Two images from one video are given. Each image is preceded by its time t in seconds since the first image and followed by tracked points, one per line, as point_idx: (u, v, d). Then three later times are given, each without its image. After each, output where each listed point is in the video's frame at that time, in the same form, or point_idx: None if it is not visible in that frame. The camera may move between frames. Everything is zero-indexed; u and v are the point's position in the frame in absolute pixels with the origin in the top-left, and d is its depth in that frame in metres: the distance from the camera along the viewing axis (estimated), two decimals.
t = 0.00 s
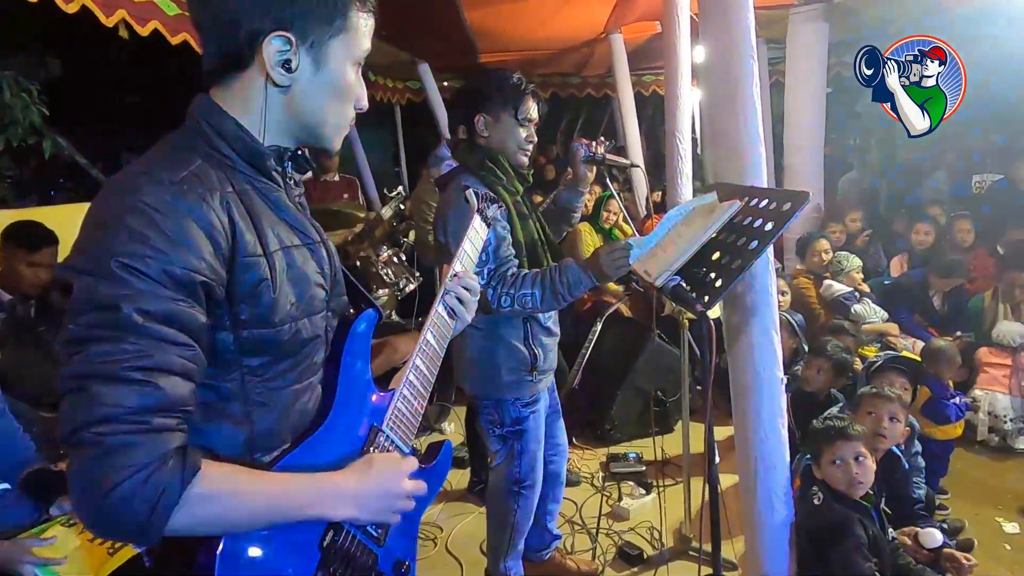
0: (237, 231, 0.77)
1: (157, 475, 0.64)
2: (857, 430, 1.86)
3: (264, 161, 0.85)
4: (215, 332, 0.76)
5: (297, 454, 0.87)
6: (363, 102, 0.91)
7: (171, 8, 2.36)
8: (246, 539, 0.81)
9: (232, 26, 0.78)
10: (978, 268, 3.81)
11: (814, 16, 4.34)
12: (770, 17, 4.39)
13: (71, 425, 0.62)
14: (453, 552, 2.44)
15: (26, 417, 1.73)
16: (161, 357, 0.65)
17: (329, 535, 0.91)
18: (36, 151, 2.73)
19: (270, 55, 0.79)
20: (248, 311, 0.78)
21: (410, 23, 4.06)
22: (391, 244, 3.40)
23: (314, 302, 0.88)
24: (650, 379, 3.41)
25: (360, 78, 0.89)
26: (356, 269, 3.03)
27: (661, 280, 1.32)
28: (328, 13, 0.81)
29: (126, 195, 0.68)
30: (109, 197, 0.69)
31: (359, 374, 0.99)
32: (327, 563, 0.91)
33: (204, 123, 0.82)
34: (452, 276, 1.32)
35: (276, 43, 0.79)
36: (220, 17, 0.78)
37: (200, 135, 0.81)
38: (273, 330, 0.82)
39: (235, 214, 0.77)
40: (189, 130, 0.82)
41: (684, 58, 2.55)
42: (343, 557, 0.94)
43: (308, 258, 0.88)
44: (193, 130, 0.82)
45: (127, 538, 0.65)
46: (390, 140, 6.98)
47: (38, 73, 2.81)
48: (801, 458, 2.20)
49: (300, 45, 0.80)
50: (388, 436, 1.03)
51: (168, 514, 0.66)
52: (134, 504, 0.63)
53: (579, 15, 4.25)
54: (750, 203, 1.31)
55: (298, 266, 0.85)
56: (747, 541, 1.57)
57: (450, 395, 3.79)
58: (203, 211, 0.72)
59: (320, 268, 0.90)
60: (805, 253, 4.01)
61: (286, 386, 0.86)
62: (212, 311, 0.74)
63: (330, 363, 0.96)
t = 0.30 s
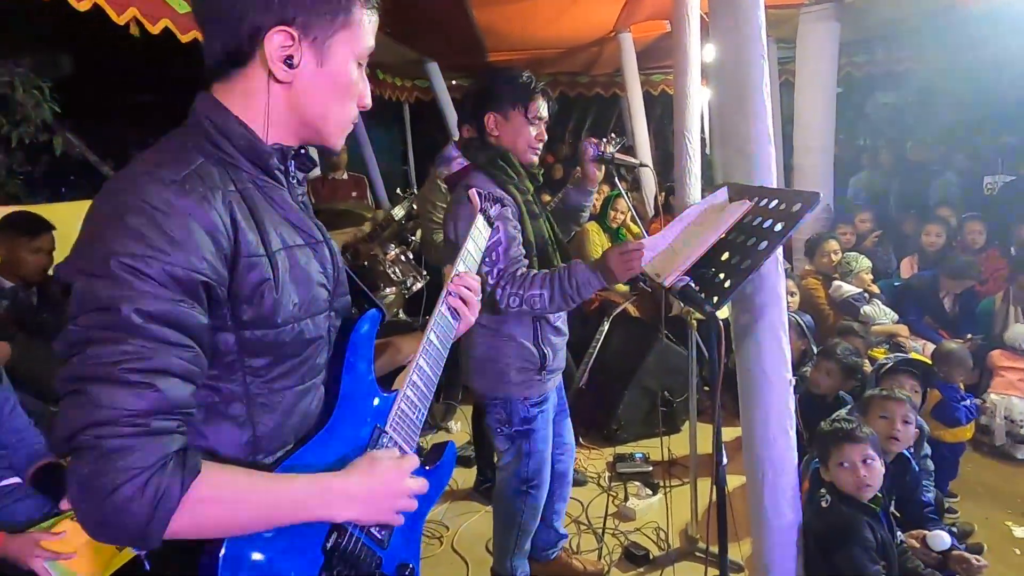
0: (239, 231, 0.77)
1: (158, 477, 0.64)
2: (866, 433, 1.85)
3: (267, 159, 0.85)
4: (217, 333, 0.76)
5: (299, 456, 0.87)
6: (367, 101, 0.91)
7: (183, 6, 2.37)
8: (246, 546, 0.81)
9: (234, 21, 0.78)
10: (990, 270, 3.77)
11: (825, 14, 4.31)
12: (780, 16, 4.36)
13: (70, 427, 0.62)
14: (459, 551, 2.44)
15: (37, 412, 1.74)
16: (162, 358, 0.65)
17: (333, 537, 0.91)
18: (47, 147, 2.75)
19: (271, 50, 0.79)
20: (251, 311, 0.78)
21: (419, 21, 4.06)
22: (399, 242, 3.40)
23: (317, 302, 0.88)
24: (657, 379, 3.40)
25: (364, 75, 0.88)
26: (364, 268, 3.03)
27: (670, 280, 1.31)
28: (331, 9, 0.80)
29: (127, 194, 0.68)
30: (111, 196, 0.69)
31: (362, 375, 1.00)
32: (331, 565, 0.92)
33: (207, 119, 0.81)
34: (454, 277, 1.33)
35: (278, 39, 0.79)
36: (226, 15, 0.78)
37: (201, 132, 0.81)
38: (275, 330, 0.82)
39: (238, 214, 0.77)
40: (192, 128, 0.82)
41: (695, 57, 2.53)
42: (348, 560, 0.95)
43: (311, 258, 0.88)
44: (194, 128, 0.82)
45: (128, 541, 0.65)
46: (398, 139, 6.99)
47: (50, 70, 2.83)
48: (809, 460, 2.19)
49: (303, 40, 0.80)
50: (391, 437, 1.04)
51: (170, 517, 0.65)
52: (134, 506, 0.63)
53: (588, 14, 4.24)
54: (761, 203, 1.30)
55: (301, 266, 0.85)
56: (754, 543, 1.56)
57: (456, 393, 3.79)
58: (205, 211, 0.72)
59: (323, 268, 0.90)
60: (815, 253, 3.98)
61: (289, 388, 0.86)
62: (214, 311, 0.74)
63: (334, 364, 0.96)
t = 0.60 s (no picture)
0: (229, 234, 0.75)
1: (151, 492, 0.61)
2: (870, 435, 1.84)
3: (257, 161, 0.83)
4: (207, 340, 0.74)
5: (293, 465, 0.86)
6: (359, 103, 0.90)
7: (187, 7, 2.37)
8: (240, 560, 0.79)
9: (223, 20, 0.77)
10: (995, 272, 3.76)
11: (830, 15, 4.30)
12: (784, 17, 4.36)
13: (57, 442, 0.59)
14: (461, 552, 2.44)
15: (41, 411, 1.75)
16: (153, 367, 0.62)
17: (330, 549, 0.91)
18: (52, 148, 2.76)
19: (262, 50, 0.78)
20: (243, 317, 0.77)
21: (422, 22, 4.07)
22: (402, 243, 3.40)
23: (309, 307, 0.86)
24: (660, 381, 3.40)
25: (356, 77, 0.88)
26: (367, 268, 3.03)
27: (673, 282, 1.33)
28: (325, 10, 0.80)
29: (114, 197, 0.66)
30: (96, 198, 0.67)
31: (357, 379, 0.98)
32: None
33: (194, 120, 0.80)
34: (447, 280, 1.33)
35: (270, 38, 0.78)
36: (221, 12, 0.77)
37: (191, 135, 0.80)
38: (268, 336, 0.80)
39: (228, 217, 0.76)
40: (179, 129, 0.81)
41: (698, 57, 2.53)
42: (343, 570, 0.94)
43: (303, 262, 0.86)
44: (184, 130, 0.80)
45: (120, 561, 0.62)
46: (402, 140, 7.02)
47: (56, 70, 2.85)
48: (813, 463, 2.18)
49: (295, 41, 0.79)
50: (388, 443, 1.04)
51: (164, 534, 0.62)
52: (124, 523, 0.60)
53: (592, 15, 4.24)
54: (764, 203, 1.28)
55: (293, 270, 0.84)
56: (758, 545, 1.55)
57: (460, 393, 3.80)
58: (195, 214, 0.71)
59: (315, 272, 0.89)
60: (819, 255, 3.97)
61: (281, 395, 0.84)
62: (205, 318, 0.72)
63: (327, 368, 0.95)
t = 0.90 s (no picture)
0: (207, 243, 0.71)
1: (130, 518, 0.59)
2: (868, 437, 1.85)
3: (233, 166, 0.80)
4: (185, 354, 0.71)
5: (275, 483, 0.85)
6: (339, 106, 0.87)
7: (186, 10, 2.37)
8: None
9: (194, 17, 0.72)
10: (993, 273, 3.76)
11: (827, 18, 4.31)
12: (782, 20, 4.37)
13: (28, 467, 0.57)
14: (461, 555, 2.44)
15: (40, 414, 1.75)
16: (130, 385, 0.60)
17: (316, 566, 0.91)
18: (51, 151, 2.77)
19: (236, 49, 0.74)
20: (221, 330, 0.73)
21: (421, 25, 4.07)
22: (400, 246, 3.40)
23: (290, 317, 0.83)
24: (659, 383, 3.40)
25: (336, 79, 0.84)
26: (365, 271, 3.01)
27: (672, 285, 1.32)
28: (304, 8, 0.76)
29: (80, 207, 0.63)
30: (63, 210, 0.63)
31: (340, 393, 0.96)
32: None
33: (165, 124, 0.76)
34: (434, 284, 1.34)
35: (245, 36, 0.74)
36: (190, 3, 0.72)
37: (162, 140, 0.75)
38: (247, 349, 0.77)
39: (205, 225, 0.72)
40: (149, 133, 0.76)
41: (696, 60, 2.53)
42: None
43: (283, 270, 0.83)
44: (154, 135, 0.76)
45: None
46: (401, 142, 7.04)
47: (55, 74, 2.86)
48: (811, 465, 2.18)
49: (271, 39, 0.75)
50: (373, 454, 1.04)
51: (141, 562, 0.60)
52: (103, 552, 0.58)
53: (591, 18, 4.25)
54: (763, 207, 1.30)
55: (273, 278, 0.80)
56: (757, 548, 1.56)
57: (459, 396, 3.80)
58: (170, 223, 0.67)
59: (297, 280, 0.85)
60: (818, 257, 3.98)
61: (262, 410, 0.82)
62: (181, 331, 0.69)
63: (308, 383, 0.93)
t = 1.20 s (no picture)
0: (184, 252, 0.70)
1: (120, 547, 0.58)
2: (868, 438, 1.85)
3: (209, 169, 0.77)
4: (164, 368, 0.70)
5: (261, 499, 0.83)
6: (317, 107, 0.86)
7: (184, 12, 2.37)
8: None
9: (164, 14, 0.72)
10: (993, 275, 3.76)
11: (826, 20, 4.33)
12: (781, 22, 4.38)
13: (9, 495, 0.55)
14: (460, 556, 2.43)
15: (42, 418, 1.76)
16: (115, 405, 0.59)
17: None
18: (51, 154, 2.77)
19: (207, 47, 0.73)
20: (201, 342, 0.72)
21: (420, 27, 4.08)
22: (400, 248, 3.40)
23: (271, 326, 0.81)
24: (659, 385, 3.40)
25: (313, 78, 0.83)
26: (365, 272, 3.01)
27: (670, 285, 1.32)
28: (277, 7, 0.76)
29: (51, 216, 0.60)
30: (33, 219, 0.61)
31: (321, 403, 0.95)
32: None
33: (135, 125, 0.74)
34: (419, 285, 1.38)
35: (216, 33, 0.73)
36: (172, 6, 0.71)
37: (133, 142, 0.73)
38: (229, 361, 0.76)
39: (182, 232, 0.70)
40: (118, 136, 0.74)
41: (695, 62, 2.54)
42: None
43: (263, 277, 0.81)
44: (125, 137, 0.73)
45: None
46: (401, 144, 7.07)
47: (55, 77, 2.87)
48: (811, 467, 2.18)
49: (243, 36, 0.74)
50: (358, 466, 1.01)
51: None
52: None
53: (590, 20, 4.26)
54: (761, 208, 1.30)
55: (253, 287, 0.79)
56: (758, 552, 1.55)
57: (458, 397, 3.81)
58: (148, 232, 0.65)
59: (277, 288, 0.84)
60: (817, 259, 3.98)
61: (243, 425, 0.80)
62: (160, 344, 0.68)
63: (289, 395, 0.92)
